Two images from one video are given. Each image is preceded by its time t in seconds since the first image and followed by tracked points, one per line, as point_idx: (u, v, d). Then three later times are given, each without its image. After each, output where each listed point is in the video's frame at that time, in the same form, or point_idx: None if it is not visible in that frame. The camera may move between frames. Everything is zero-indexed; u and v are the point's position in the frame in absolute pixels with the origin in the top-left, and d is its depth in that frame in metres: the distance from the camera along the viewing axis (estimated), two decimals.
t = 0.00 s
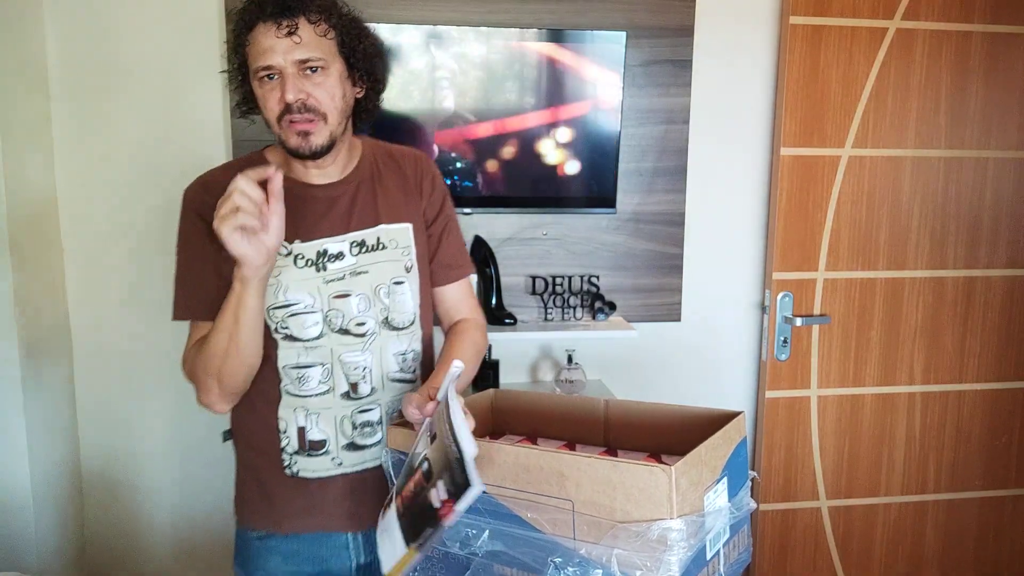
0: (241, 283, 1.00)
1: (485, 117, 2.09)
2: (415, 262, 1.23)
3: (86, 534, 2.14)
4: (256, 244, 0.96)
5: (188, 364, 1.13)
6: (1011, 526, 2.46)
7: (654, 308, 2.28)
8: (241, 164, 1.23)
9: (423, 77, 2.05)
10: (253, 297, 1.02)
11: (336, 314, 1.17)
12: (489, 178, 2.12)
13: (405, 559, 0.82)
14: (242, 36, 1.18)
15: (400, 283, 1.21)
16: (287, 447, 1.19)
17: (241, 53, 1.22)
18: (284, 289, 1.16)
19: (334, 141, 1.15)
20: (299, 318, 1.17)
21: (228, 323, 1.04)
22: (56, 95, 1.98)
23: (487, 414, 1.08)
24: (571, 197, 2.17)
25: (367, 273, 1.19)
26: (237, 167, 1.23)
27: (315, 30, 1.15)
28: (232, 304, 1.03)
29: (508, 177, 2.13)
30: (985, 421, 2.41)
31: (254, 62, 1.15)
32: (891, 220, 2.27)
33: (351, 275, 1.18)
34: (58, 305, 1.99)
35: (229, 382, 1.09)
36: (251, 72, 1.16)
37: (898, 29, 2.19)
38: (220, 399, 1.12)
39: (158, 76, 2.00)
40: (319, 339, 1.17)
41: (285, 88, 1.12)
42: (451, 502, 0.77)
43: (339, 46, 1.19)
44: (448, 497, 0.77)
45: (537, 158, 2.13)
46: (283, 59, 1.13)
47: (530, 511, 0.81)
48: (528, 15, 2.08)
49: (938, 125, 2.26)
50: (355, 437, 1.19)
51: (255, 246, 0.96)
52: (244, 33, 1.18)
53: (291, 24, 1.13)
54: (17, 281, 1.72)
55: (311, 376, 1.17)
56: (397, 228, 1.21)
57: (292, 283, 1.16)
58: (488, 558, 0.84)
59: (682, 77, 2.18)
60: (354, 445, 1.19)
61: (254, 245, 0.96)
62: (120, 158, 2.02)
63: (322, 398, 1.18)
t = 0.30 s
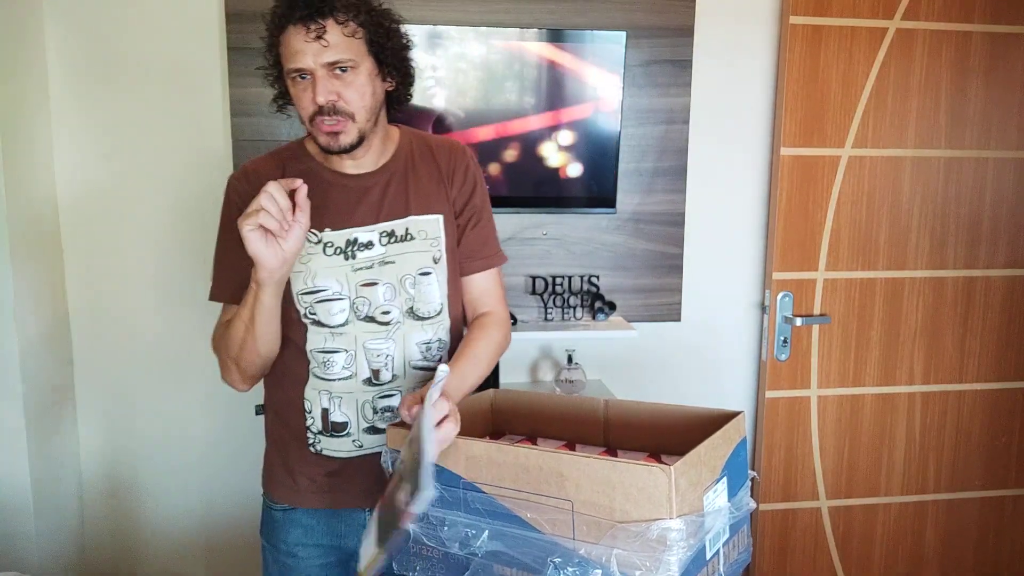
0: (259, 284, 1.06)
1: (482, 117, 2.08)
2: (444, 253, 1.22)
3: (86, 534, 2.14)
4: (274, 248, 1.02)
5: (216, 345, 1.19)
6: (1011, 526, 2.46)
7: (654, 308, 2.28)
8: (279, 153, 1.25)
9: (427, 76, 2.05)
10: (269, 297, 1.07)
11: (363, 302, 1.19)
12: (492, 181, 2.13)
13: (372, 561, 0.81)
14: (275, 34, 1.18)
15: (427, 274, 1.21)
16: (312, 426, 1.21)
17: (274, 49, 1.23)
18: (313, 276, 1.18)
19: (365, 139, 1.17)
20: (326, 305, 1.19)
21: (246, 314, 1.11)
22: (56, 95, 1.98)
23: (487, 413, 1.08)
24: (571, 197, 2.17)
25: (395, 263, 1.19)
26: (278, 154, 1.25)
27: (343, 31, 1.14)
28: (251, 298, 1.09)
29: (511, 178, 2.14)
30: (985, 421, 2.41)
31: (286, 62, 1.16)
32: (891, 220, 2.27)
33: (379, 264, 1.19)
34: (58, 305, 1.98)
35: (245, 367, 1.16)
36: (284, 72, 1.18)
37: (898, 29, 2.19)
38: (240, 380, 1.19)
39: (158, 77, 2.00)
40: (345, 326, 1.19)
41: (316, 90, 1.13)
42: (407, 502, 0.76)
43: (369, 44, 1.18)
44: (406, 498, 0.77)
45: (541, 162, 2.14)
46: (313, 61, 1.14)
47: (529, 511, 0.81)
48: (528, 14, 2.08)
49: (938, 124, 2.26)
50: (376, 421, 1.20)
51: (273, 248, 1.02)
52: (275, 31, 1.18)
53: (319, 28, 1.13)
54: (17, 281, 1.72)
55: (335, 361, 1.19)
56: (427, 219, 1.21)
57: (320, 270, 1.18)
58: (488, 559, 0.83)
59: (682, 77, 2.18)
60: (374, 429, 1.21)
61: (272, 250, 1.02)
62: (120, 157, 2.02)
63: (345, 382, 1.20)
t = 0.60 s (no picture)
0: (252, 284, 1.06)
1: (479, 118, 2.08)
2: (447, 250, 1.22)
3: (86, 535, 2.14)
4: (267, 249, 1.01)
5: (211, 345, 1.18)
6: (1011, 525, 2.46)
7: (654, 308, 2.28)
8: (281, 149, 1.25)
9: (428, 75, 2.05)
10: (263, 296, 1.07)
11: (366, 297, 1.19)
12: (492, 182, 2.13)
13: (371, 563, 0.82)
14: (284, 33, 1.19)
15: (430, 270, 1.21)
16: (314, 424, 1.21)
17: (284, 48, 1.23)
18: (316, 270, 1.19)
19: (372, 136, 1.17)
20: (329, 299, 1.19)
21: (240, 314, 1.10)
22: (56, 95, 1.98)
23: (487, 413, 1.09)
24: (570, 197, 2.17)
25: (398, 258, 1.20)
26: (279, 151, 1.25)
27: (352, 29, 1.15)
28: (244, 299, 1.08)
29: (512, 180, 2.14)
30: (985, 420, 2.41)
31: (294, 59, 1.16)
32: (891, 220, 2.27)
33: (382, 259, 1.19)
34: (58, 305, 1.98)
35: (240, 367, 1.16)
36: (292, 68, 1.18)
37: (898, 29, 2.19)
38: (236, 379, 1.19)
39: (158, 77, 2.00)
40: (348, 321, 1.19)
41: (324, 86, 1.14)
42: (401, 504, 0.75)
43: (376, 43, 1.18)
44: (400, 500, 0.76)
45: (545, 164, 2.14)
46: (322, 57, 1.14)
47: (529, 511, 0.81)
48: (528, 14, 2.08)
49: (938, 124, 2.26)
50: (380, 417, 1.20)
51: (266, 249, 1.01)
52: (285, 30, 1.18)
53: (329, 25, 1.13)
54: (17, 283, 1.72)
55: (339, 355, 1.19)
56: (430, 215, 1.21)
57: (324, 264, 1.19)
58: (488, 559, 0.83)
59: (682, 77, 2.18)
60: (378, 426, 1.21)
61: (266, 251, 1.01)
62: (121, 157, 2.02)
63: (349, 377, 1.20)
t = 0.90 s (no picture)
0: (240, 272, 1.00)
1: (479, 121, 2.08)
2: (429, 256, 1.23)
3: (86, 535, 2.14)
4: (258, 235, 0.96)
5: (193, 369, 1.10)
6: (1011, 526, 2.46)
7: (654, 308, 2.28)
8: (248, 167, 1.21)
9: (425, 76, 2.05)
10: (253, 291, 1.01)
11: (356, 306, 1.17)
12: (497, 186, 2.13)
13: (393, 562, 0.83)
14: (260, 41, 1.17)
15: (416, 276, 1.21)
16: (310, 441, 1.17)
17: (257, 57, 1.21)
18: (305, 280, 1.16)
19: (350, 142, 1.15)
20: (320, 310, 1.16)
21: (230, 315, 1.03)
22: (56, 94, 1.98)
23: (487, 413, 1.09)
24: (570, 197, 2.17)
25: (385, 265, 1.19)
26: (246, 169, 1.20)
27: (329, 34, 1.14)
28: (234, 296, 1.02)
29: (521, 183, 2.14)
30: (985, 421, 2.41)
31: (270, 66, 1.14)
32: (891, 220, 2.27)
33: (369, 267, 1.18)
34: (58, 304, 1.98)
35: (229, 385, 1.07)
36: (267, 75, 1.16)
37: (898, 29, 2.19)
38: (224, 401, 1.09)
39: (158, 76, 2.00)
40: (342, 331, 1.17)
41: (301, 91, 1.11)
42: (434, 504, 0.76)
43: (355, 49, 1.18)
44: (432, 500, 0.77)
45: (552, 168, 2.14)
46: (300, 62, 1.12)
47: (530, 511, 0.81)
48: (528, 14, 2.08)
49: (938, 124, 2.26)
50: (379, 427, 1.18)
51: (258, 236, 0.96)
52: (261, 36, 1.17)
53: (306, 29, 1.12)
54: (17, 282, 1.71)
55: (335, 366, 1.16)
56: (410, 222, 1.22)
57: (312, 274, 1.16)
58: (488, 558, 0.83)
59: (682, 77, 2.18)
60: (377, 437, 1.18)
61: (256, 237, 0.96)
62: (121, 157, 2.02)
63: (346, 388, 1.17)
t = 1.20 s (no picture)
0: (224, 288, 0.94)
1: (482, 127, 2.09)
2: (409, 267, 1.24)
3: (86, 535, 2.14)
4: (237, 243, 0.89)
5: (169, 394, 1.04)
6: (1011, 526, 2.46)
7: (654, 308, 2.28)
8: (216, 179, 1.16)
9: (422, 79, 2.04)
10: (239, 306, 0.95)
11: (342, 319, 1.15)
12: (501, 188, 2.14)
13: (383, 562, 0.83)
14: (233, 52, 1.16)
15: (400, 287, 1.21)
16: (305, 463, 1.14)
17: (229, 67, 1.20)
18: (289, 294, 1.13)
19: (322, 155, 1.14)
20: (306, 324, 1.13)
21: (214, 335, 0.97)
22: (56, 94, 1.98)
23: (487, 413, 1.09)
24: (571, 198, 2.17)
25: (368, 277, 1.18)
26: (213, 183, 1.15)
27: (304, 45, 1.13)
28: (218, 313, 0.96)
29: (527, 184, 2.14)
30: (985, 421, 2.41)
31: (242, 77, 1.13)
32: (891, 220, 2.27)
33: (352, 279, 1.16)
34: (58, 304, 1.98)
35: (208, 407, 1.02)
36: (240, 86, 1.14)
37: (897, 29, 2.19)
38: (203, 426, 1.04)
39: (158, 77, 2.00)
40: (330, 344, 1.14)
41: (274, 103, 1.10)
42: (420, 504, 0.77)
43: (330, 61, 1.17)
44: (418, 499, 0.77)
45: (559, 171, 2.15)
46: (273, 74, 1.11)
47: (529, 511, 0.81)
48: (527, 14, 2.08)
49: (938, 125, 2.25)
50: (376, 443, 1.16)
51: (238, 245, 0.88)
52: (234, 46, 1.16)
53: (282, 39, 1.11)
54: (17, 282, 1.71)
55: (327, 382, 1.14)
56: (389, 234, 1.22)
57: (296, 287, 1.13)
58: (487, 559, 0.83)
59: (682, 77, 2.18)
60: (374, 453, 1.17)
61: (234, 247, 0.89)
62: (121, 156, 2.02)
63: (339, 404, 1.15)
